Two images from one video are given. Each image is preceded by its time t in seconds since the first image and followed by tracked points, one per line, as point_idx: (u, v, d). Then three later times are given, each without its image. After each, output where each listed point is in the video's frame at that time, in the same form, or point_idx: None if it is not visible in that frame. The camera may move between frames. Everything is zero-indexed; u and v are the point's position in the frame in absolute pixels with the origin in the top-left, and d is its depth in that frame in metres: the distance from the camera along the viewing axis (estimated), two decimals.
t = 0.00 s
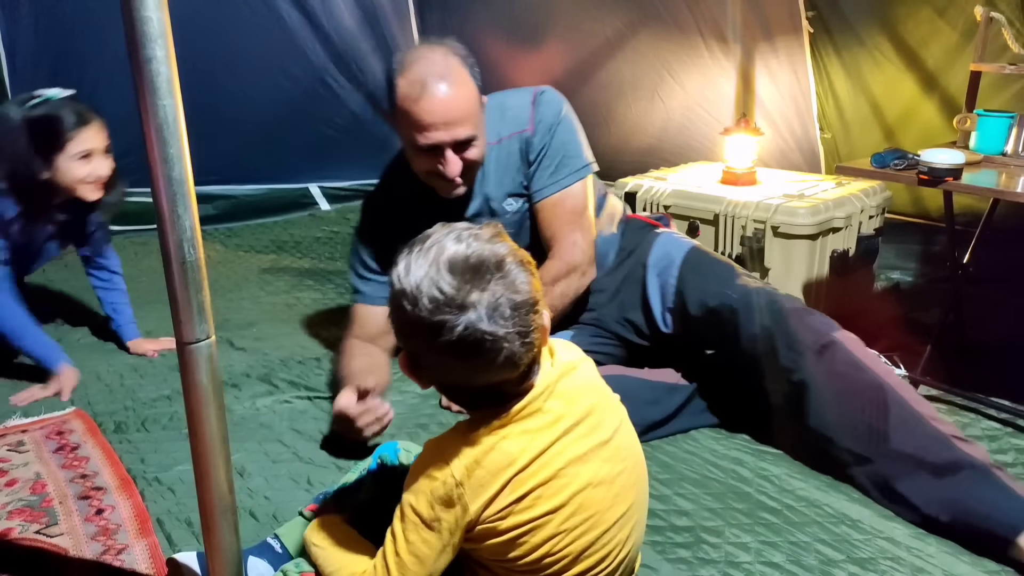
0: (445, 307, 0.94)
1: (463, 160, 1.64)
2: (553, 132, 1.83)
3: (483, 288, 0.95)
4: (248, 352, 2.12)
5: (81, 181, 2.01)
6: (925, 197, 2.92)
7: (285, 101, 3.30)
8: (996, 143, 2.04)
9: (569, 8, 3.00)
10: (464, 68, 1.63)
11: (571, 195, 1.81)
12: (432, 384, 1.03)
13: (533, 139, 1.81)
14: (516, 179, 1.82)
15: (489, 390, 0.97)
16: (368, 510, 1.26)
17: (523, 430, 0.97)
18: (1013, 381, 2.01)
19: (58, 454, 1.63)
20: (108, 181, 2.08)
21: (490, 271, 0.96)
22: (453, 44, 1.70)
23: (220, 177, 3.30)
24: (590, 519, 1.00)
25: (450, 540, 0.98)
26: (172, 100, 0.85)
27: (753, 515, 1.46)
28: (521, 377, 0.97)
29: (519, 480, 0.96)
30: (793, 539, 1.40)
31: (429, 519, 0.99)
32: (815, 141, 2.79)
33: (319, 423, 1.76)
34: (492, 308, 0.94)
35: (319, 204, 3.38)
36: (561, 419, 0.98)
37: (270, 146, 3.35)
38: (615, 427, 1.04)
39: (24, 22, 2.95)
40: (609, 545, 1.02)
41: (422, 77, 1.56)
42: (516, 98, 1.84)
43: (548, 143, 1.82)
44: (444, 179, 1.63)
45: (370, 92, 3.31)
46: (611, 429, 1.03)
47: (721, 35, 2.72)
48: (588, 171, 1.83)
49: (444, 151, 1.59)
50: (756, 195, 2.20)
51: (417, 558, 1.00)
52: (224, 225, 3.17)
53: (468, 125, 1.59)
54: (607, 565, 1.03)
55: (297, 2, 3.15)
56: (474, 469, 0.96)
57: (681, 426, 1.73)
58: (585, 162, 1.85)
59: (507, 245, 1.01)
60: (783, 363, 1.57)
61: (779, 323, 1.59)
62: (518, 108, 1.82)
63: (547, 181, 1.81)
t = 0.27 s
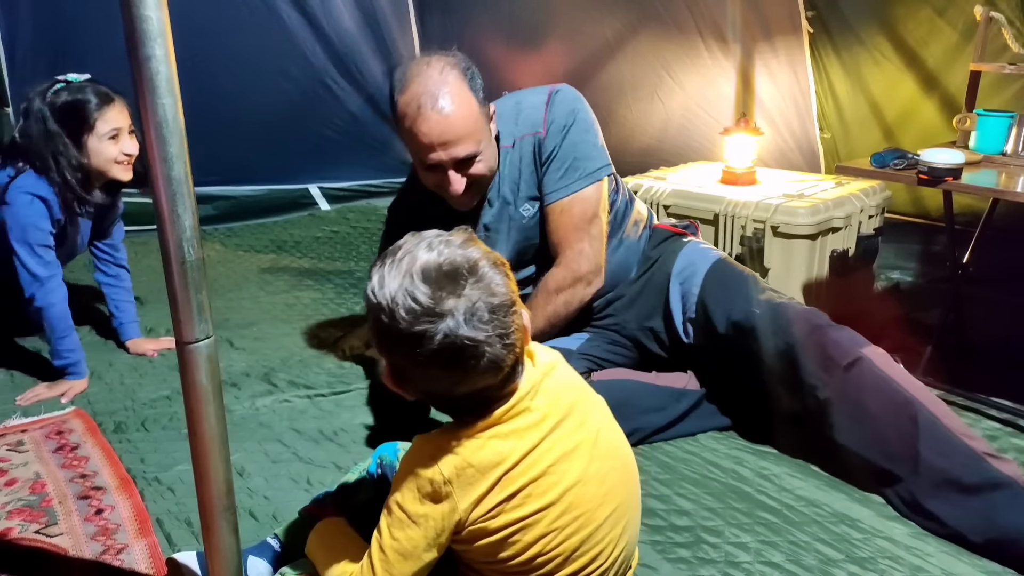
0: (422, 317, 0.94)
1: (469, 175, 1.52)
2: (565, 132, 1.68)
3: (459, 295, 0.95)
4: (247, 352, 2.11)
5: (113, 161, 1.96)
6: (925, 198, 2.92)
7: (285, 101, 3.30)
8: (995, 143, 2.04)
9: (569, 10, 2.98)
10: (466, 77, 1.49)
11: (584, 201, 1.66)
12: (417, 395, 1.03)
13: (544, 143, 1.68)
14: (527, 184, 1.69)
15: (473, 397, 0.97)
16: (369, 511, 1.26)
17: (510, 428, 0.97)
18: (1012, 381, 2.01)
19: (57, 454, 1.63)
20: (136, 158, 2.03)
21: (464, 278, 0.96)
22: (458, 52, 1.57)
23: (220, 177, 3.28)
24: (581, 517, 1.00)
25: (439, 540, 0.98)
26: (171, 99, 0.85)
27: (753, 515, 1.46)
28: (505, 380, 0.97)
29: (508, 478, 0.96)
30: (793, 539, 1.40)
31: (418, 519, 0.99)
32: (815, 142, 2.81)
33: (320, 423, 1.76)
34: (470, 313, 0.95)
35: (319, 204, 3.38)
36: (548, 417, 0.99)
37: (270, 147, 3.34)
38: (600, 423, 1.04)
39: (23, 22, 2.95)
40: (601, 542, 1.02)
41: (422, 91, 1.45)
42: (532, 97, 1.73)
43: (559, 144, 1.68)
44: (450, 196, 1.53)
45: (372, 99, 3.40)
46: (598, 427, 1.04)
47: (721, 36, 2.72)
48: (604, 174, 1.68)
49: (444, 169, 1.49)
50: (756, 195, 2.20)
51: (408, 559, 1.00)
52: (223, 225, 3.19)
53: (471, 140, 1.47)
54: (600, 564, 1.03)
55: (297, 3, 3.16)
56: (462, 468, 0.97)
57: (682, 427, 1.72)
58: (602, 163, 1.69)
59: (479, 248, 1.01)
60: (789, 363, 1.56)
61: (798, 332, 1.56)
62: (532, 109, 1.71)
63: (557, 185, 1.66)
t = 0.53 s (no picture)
0: (404, 323, 0.94)
1: (458, 187, 1.51)
2: (567, 139, 1.67)
3: (440, 300, 0.95)
4: (247, 352, 2.12)
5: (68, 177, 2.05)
6: (925, 197, 2.92)
7: (284, 101, 3.30)
8: (995, 143, 2.04)
9: (569, 9, 3.01)
10: (458, 87, 1.45)
11: (586, 210, 1.66)
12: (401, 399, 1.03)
13: (545, 150, 1.67)
14: (527, 190, 1.68)
15: (456, 400, 0.98)
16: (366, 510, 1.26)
17: (492, 424, 0.98)
18: (1012, 381, 2.01)
19: (58, 454, 1.63)
20: (91, 174, 2.12)
21: (444, 283, 0.96)
22: (451, 56, 1.52)
23: (219, 177, 3.28)
24: (567, 510, 1.00)
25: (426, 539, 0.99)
26: (171, 100, 0.85)
27: (752, 514, 1.46)
28: (484, 385, 0.97)
29: (492, 474, 0.97)
30: (792, 539, 1.40)
31: (404, 518, 0.99)
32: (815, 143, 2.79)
33: (319, 423, 1.76)
34: (451, 319, 0.95)
35: (319, 204, 3.37)
36: (529, 412, 1.00)
37: (269, 145, 3.33)
38: (582, 416, 1.05)
39: (24, 22, 2.95)
40: (589, 535, 1.03)
41: (411, 101, 1.41)
42: (536, 103, 1.72)
43: (562, 151, 1.67)
44: (438, 207, 1.53)
45: (371, 98, 3.40)
46: (581, 420, 1.04)
47: (721, 35, 2.73)
48: (604, 182, 1.68)
49: (435, 181, 1.47)
50: (756, 195, 2.20)
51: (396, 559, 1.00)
52: (223, 225, 3.19)
53: (462, 153, 1.44)
54: (590, 556, 1.03)
55: (297, 4, 3.17)
56: (446, 466, 0.97)
57: (681, 428, 1.72)
58: (603, 172, 1.68)
59: (458, 253, 1.01)
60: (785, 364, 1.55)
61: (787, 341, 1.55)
62: (535, 115, 1.70)
63: (559, 193, 1.65)
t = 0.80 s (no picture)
0: (395, 319, 0.95)
1: (460, 194, 1.50)
2: (575, 144, 1.68)
3: (432, 296, 0.96)
4: (248, 352, 2.12)
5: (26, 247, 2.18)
6: (925, 197, 2.92)
7: (285, 102, 3.29)
8: (996, 143, 2.04)
9: (569, 9, 3.03)
10: (460, 91, 1.45)
11: (592, 215, 1.67)
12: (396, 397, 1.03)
13: (552, 153, 1.67)
14: (533, 193, 1.68)
15: (447, 396, 0.98)
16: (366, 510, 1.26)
17: (484, 420, 0.98)
18: (1012, 381, 2.01)
19: (58, 454, 1.63)
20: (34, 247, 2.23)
21: (435, 279, 0.97)
22: (454, 61, 1.53)
23: (221, 177, 3.26)
24: (560, 504, 1.00)
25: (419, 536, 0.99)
26: (172, 100, 0.85)
27: (752, 514, 1.46)
28: (476, 380, 0.98)
29: (484, 470, 0.97)
30: (793, 539, 1.40)
31: (397, 515, 0.99)
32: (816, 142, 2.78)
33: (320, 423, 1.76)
34: (443, 314, 0.95)
35: (319, 205, 3.33)
36: (521, 408, 0.99)
37: (270, 145, 3.32)
38: (575, 411, 1.05)
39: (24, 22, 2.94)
40: (582, 529, 1.03)
41: (411, 105, 1.41)
42: (543, 104, 1.70)
43: (569, 156, 1.67)
44: (439, 213, 1.52)
45: (372, 99, 3.41)
46: (573, 415, 1.04)
47: (721, 35, 2.73)
48: (611, 187, 1.69)
49: (436, 187, 1.46)
50: (756, 195, 2.20)
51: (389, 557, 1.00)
52: (224, 226, 3.13)
53: (462, 158, 1.44)
54: (584, 551, 1.03)
55: (299, 5, 3.18)
56: (438, 463, 0.97)
57: (682, 428, 1.73)
58: (609, 177, 1.69)
59: (448, 249, 1.01)
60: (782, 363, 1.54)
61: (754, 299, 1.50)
62: (542, 118, 1.69)
63: (566, 198, 1.66)
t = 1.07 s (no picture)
0: (403, 309, 0.94)
1: (467, 187, 1.49)
2: (585, 147, 1.68)
3: (441, 287, 0.96)
4: (248, 352, 2.12)
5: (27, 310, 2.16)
6: (925, 197, 2.91)
7: (285, 102, 3.29)
8: (996, 143, 2.04)
9: (569, 8, 3.03)
10: (471, 84, 1.45)
11: (599, 219, 1.69)
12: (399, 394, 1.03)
13: (562, 155, 1.67)
14: (541, 195, 1.68)
15: (451, 391, 0.98)
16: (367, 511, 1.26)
17: (487, 421, 0.98)
18: (1013, 381, 2.01)
19: (58, 454, 1.63)
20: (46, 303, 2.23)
21: (443, 271, 0.97)
22: (466, 57, 1.54)
23: (220, 177, 3.25)
24: (563, 504, 1.00)
25: (423, 537, 0.99)
26: (171, 100, 0.85)
27: (753, 514, 1.46)
28: (479, 376, 0.98)
29: (487, 471, 0.97)
30: (793, 539, 1.40)
31: (400, 516, 0.99)
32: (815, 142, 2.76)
33: (320, 423, 1.76)
34: (452, 305, 0.95)
35: (319, 205, 3.31)
36: (524, 408, 0.99)
37: (270, 144, 3.32)
38: (576, 411, 1.05)
39: (24, 22, 2.94)
40: (585, 528, 1.03)
41: (422, 95, 1.42)
42: (553, 107, 1.71)
43: (579, 159, 1.68)
44: (445, 208, 1.50)
45: (372, 99, 3.41)
46: (575, 415, 1.04)
47: (721, 35, 2.74)
48: (618, 191, 1.70)
49: (441, 179, 1.45)
50: (756, 195, 2.20)
51: (393, 557, 1.00)
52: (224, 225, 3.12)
53: (470, 150, 1.43)
54: (586, 551, 1.03)
55: (298, 5, 3.17)
56: (441, 464, 0.97)
57: (682, 428, 1.73)
58: (616, 182, 1.71)
59: (456, 243, 1.02)
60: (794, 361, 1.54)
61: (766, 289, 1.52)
62: (553, 119, 1.69)
63: (574, 201, 1.67)
